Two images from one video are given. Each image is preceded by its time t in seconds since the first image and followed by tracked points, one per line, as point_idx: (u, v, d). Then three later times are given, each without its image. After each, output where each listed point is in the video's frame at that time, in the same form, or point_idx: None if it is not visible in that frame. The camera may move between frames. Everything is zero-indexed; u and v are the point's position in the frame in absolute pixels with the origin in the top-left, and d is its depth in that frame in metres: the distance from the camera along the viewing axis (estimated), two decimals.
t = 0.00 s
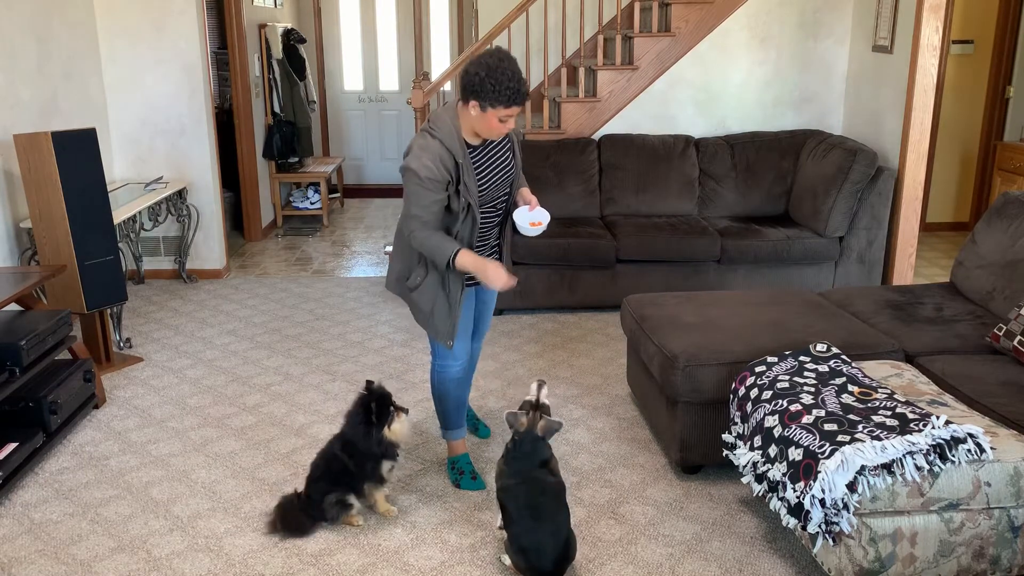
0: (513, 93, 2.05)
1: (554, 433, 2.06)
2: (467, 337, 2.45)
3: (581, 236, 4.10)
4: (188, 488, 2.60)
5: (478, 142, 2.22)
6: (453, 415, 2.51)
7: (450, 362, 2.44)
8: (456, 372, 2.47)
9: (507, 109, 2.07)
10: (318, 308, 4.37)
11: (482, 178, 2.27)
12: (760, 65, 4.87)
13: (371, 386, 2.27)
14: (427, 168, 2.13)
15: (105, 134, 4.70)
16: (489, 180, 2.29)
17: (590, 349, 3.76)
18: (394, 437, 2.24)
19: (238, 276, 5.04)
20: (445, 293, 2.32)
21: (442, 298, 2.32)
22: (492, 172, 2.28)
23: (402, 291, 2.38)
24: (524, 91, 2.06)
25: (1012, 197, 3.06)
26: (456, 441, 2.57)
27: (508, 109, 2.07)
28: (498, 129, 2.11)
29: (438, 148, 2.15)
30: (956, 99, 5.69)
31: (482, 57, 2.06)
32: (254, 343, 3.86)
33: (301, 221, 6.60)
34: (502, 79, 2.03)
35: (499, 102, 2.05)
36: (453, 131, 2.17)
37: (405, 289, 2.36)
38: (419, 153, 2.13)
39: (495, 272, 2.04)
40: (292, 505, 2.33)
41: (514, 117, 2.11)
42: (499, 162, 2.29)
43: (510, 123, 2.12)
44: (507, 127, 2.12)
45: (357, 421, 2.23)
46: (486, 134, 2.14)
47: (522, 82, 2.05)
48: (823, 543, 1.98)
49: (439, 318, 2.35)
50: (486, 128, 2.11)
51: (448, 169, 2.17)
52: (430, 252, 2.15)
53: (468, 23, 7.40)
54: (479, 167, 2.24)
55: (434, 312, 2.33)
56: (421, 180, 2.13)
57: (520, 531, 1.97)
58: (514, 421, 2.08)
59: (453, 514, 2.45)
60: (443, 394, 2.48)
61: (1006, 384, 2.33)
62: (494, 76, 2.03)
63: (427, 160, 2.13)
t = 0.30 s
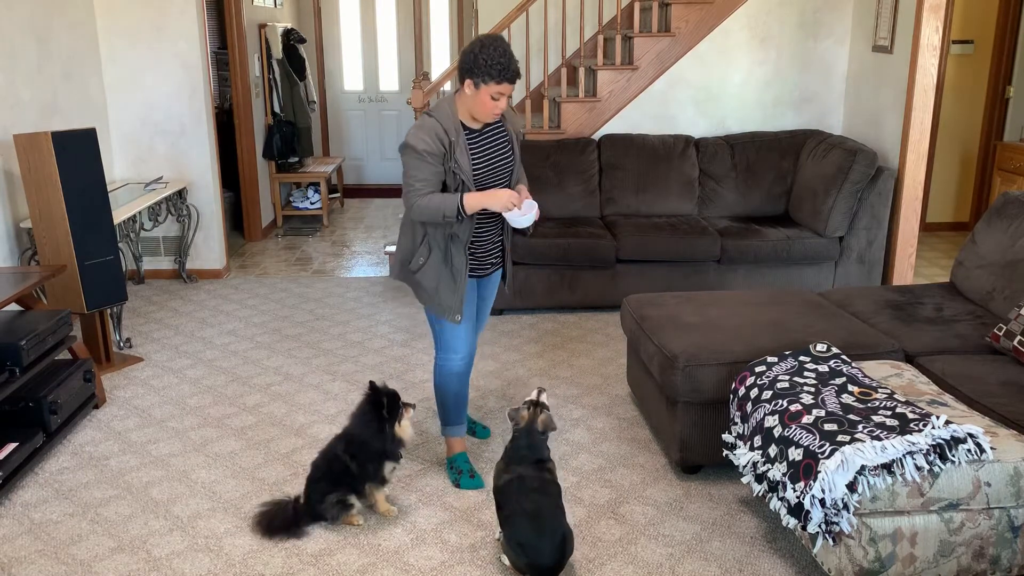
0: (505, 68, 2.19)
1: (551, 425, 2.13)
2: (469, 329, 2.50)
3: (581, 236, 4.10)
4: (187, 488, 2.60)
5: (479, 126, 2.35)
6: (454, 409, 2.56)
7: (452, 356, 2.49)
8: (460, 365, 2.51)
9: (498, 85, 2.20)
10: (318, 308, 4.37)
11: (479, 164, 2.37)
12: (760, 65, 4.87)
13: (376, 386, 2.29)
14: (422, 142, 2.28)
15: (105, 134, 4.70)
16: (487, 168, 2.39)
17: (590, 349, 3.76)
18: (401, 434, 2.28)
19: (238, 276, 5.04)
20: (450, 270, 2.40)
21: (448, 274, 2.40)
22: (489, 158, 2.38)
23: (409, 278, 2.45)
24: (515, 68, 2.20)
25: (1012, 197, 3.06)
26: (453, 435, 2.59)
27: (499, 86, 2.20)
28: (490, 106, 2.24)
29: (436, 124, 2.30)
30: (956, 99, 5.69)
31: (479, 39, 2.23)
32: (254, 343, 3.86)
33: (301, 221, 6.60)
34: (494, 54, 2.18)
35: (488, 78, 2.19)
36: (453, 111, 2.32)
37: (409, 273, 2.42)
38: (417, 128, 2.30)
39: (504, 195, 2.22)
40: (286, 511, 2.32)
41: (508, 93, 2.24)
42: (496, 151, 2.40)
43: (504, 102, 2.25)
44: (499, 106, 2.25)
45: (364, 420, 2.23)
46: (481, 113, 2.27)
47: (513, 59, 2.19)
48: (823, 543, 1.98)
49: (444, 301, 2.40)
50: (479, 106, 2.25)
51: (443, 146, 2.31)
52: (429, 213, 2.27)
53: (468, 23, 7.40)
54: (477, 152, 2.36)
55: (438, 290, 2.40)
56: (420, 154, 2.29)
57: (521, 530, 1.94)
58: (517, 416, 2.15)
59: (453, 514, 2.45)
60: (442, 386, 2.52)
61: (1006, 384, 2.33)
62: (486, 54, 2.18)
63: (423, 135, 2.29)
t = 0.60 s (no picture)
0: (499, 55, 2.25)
1: (557, 423, 2.16)
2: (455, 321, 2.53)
3: (581, 236, 4.10)
4: (187, 488, 2.60)
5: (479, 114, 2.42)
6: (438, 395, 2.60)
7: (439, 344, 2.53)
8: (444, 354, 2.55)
9: (493, 71, 2.26)
10: (318, 308, 4.37)
11: (475, 153, 2.44)
12: (760, 65, 4.87)
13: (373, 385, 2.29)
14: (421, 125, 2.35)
15: (105, 134, 4.70)
16: (483, 158, 2.46)
17: (590, 349, 3.76)
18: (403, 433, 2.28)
19: (238, 276, 5.04)
20: (447, 251, 2.44)
21: (445, 253, 2.43)
22: (486, 148, 2.46)
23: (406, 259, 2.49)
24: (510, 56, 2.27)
25: (1012, 196, 3.06)
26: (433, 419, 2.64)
27: (495, 71, 2.26)
28: (487, 92, 2.30)
29: (437, 108, 2.37)
30: (956, 99, 5.69)
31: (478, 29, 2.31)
32: (254, 343, 3.86)
33: (301, 221, 6.60)
34: (489, 41, 2.25)
35: (484, 64, 2.26)
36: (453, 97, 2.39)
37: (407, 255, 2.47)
38: (417, 113, 2.37)
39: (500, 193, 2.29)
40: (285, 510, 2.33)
41: (505, 80, 2.30)
42: (493, 143, 2.48)
43: (500, 88, 2.30)
44: (496, 92, 2.31)
45: (363, 420, 2.23)
46: (478, 100, 2.33)
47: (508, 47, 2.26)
48: (823, 543, 1.98)
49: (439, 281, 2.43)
50: (476, 93, 2.31)
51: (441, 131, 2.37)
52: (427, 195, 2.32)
53: (468, 23, 7.40)
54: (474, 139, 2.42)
55: (436, 269, 2.43)
56: (419, 136, 2.35)
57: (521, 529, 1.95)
58: (522, 415, 2.15)
59: (453, 514, 2.45)
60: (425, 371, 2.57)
61: (1007, 384, 2.33)
62: (483, 41, 2.25)
63: (423, 119, 2.36)
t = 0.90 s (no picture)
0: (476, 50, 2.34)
1: (558, 422, 2.14)
2: (432, 314, 2.64)
3: (581, 236, 4.11)
4: (188, 488, 2.60)
5: (467, 112, 2.50)
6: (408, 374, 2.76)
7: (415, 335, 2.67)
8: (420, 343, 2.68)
9: (469, 67, 2.36)
10: (319, 308, 4.37)
11: (461, 148, 2.50)
12: (760, 65, 4.87)
13: (365, 386, 2.29)
14: (407, 122, 2.45)
15: (105, 134, 4.70)
16: (468, 153, 2.52)
17: (590, 349, 3.76)
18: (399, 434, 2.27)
19: (238, 276, 5.04)
20: (434, 244, 2.55)
21: (433, 246, 2.55)
22: (471, 144, 2.51)
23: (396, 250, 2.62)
24: (487, 50, 2.35)
25: (1012, 196, 3.06)
26: (406, 384, 2.85)
27: (470, 67, 2.36)
28: (464, 87, 2.39)
29: (423, 107, 2.47)
30: (956, 99, 5.69)
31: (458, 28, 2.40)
32: (254, 343, 3.86)
33: (301, 221, 6.60)
34: (465, 39, 2.34)
35: (460, 60, 2.35)
36: (439, 97, 2.49)
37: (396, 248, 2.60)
38: (404, 110, 2.47)
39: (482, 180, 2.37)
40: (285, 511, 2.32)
41: (482, 74, 2.38)
42: (480, 139, 2.53)
43: (477, 83, 2.39)
44: (474, 87, 2.39)
45: (361, 421, 2.22)
46: (459, 96, 2.43)
47: (485, 42, 2.34)
48: (823, 543, 1.98)
49: (424, 274, 2.56)
50: (456, 89, 2.41)
51: (426, 127, 2.47)
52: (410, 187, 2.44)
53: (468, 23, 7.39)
54: (462, 137, 2.50)
55: (422, 262, 2.55)
56: (405, 132, 2.46)
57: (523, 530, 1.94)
58: (521, 416, 2.13)
59: (453, 514, 2.45)
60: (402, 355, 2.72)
61: (1007, 384, 2.33)
62: (459, 39, 2.35)
63: (409, 116, 2.46)
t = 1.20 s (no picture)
0: (440, 51, 2.42)
1: (549, 421, 2.14)
2: (407, 310, 2.79)
3: (581, 236, 4.11)
4: (187, 488, 2.60)
5: (440, 111, 2.57)
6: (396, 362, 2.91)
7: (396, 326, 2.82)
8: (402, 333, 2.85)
9: (432, 67, 2.44)
10: (319, 308, 4.37)
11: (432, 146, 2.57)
12: (760, 65, 4.87)
13: (358, 386, 2.30)
14: (379, 120, 2.57)
15: (104, 134, 4.70)
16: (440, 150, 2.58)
17: (589, 349, 3.76)
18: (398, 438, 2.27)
19: (238, 276, 5.03)
20: (407, 240, 2.65)
21: (405, 242, 2.65)
22: (444, 141, 2.58)
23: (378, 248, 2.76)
24: (450, 52, 2.42)
25: (1012, 196, 3.06)
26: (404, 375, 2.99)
27: (433, 67, 2.44)
28: (430, 87, 2.47)
29: (398, 106, 2.58)
30: (956, 98, 5.69)
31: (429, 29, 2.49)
32: (254, 343, 3.86)
33: (301, 221, 6.60)
34: (430, 40, 2.42)
35: (425, 61, 2.44)
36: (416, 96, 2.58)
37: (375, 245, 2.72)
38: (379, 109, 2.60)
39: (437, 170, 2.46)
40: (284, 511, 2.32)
41: (446, 75, 2.46)
42: (454, 137, 2.59)
43: (441, 83, 2.46)
44: (440, 86, 2.46)
45: (359, 421, 2.23)
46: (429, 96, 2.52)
47: (448, 44, 2.41)
48: (823, 543, 1.98)
49: (397, 269, 2.67)
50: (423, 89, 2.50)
51: (397, 126, 2.57)
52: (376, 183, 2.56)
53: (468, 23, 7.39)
54: (436, 135, 2.57)
55: (395, 258, 2.66)
56: (375, 130, 2.58)
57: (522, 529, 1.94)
58: (513, 420, 2.12)
59: (453, 514, 2.45)
60: (389, 348, 2.88)
61: (1007, 384, 2.33)
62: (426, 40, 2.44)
63: (382, 115, 2.58)
